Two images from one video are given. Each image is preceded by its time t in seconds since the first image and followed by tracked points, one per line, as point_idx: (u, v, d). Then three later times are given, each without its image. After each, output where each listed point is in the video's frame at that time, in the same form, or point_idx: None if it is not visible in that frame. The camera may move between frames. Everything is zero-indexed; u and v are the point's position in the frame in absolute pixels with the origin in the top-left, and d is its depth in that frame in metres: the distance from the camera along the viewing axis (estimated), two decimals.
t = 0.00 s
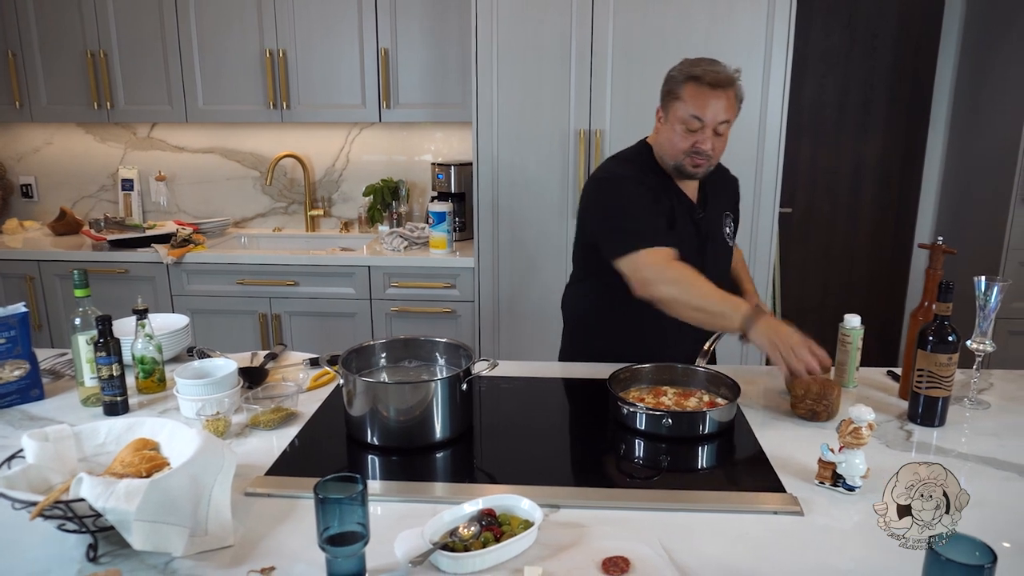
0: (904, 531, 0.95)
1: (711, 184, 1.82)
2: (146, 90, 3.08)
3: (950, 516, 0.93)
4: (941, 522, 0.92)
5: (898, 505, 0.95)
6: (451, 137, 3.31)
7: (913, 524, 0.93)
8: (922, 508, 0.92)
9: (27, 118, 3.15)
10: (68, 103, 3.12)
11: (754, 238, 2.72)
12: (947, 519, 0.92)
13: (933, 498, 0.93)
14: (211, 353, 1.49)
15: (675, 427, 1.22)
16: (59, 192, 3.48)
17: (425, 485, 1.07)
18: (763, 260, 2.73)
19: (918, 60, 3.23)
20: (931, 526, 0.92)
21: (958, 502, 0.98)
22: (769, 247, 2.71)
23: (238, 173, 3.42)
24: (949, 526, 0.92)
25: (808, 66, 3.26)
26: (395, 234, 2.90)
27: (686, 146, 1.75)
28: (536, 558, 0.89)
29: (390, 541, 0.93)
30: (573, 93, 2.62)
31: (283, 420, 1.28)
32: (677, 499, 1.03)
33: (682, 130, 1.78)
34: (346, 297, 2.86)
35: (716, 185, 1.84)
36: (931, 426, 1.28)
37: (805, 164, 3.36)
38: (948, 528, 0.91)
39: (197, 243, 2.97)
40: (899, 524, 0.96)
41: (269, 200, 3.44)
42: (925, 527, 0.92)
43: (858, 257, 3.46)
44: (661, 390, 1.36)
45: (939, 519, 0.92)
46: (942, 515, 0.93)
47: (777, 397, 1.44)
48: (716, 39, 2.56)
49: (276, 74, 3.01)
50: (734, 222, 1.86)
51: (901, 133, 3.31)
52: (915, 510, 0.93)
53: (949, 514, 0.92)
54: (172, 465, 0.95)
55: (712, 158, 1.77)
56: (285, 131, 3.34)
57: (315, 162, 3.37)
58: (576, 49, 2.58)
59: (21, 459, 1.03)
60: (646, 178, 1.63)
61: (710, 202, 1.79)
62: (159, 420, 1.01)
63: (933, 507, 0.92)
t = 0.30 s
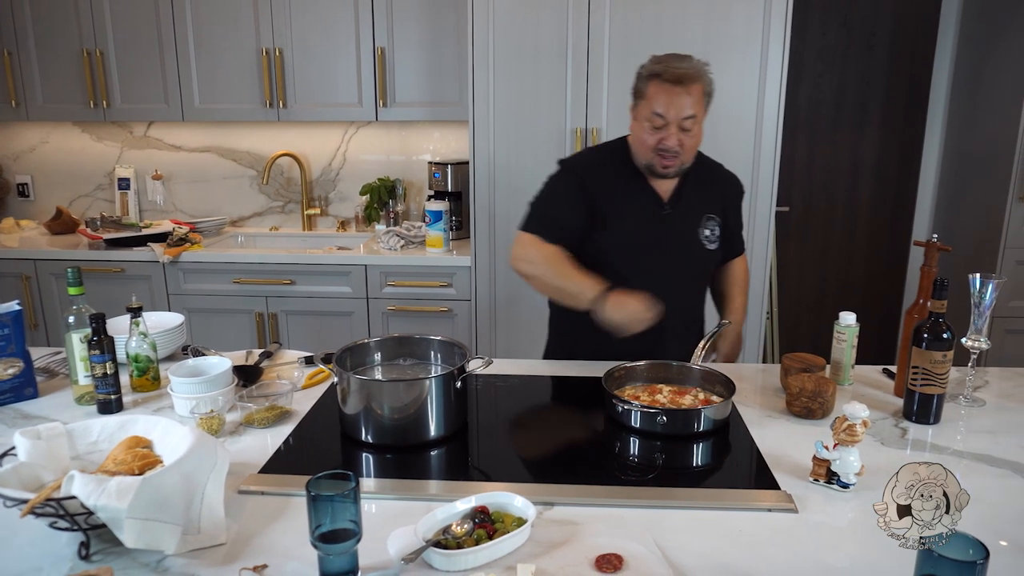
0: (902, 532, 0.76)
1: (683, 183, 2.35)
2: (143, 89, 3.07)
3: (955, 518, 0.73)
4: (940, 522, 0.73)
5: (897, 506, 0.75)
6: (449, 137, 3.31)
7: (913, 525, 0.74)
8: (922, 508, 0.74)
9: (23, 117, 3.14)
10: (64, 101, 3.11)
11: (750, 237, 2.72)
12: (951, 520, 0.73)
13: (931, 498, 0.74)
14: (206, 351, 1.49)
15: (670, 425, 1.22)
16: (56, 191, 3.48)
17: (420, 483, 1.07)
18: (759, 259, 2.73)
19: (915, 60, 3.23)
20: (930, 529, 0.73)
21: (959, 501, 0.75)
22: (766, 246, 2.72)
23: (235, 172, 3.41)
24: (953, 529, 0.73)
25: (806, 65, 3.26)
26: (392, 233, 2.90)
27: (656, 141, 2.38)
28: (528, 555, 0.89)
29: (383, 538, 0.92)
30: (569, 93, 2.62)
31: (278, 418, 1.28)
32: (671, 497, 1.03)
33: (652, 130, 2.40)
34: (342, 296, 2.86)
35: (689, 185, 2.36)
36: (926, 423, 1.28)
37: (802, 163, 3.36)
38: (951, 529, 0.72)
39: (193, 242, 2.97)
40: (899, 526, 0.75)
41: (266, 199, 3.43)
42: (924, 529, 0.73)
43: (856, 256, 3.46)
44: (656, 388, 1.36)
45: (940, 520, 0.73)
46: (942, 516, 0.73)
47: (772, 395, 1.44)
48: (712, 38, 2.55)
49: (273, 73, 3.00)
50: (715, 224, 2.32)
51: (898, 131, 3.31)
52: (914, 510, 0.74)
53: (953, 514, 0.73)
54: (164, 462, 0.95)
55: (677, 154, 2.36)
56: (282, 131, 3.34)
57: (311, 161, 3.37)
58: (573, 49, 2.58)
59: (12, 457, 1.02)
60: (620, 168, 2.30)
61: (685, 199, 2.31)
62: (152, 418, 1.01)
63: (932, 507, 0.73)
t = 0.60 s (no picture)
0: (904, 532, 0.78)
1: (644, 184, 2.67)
2: (137, 90, 3.06)
3: (954, 518, 0.75)
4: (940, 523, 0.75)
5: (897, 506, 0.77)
6: (445, 137, 3.30)
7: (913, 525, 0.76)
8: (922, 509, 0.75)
9: (16, 117, 3.13)
10: (58, 102, 3.10)
11: (746, 238, 2.72)
12: (951, 520, 0.74)
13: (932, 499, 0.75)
14: (200, 354, 1.48)
15: (666, 427, 1.22)
16: (49, 192, 3.46)
17: (416, 486, 1.07)
18: (755, 260, 2.74)
19: (909, 61, 3.25)
20: (930, 529, 0.75)
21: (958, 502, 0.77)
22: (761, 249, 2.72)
23: (229, 172, 3.40)
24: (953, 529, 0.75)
25: (800, 65, 3.27)
26: (387, 234, 2.89)
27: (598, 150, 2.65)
28: (526, 558, 0.88)
29: (378, 543, 0.92)
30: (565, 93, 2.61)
31: (273, 421, 1.27)
32: (667, 499, 1.03)
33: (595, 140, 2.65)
34: (337, 297, 2.85)
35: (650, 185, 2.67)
36: (921, 424, 1.29)
37: (798, 163, 3.37)
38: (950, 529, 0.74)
39: (187, 243, 2.96)
40: (900, 526, 0.78)
41: (260, 199, 3.42)
42: (924, 529, 0.75)
43: (851, 256, 3.47)
44: (652, 389, 1.36)
45: (940, 520, 0.75)
46: (943, 516, 0.75)
47: (768, 396, 1.44)
48: (707, 39, 2.56)
49: (267, 73, 2.99)
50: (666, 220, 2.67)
51: (892, 132, 3.32)
52: (914, 509, 0.76)
53: (953, 514, 0.74)
54: (158, 466, 0.94)
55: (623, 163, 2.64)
56: (276, 131, 3.33)
57: (306, 162, 3.36)
58: (569, 49, 2.58)
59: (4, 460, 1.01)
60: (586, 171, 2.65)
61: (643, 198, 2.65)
62: (146, 422, 1.00)
63: (932, 507, 0.75)
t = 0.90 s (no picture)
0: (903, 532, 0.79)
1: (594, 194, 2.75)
2: (121, 90, 3.03)
3: (953, 519, 0.76)
4: (940, 523, 0.76)
5: (897, 506, 0.77)
6: (432, 137, 3.29)
7: (912, 525, 0.76)
8: (922, 508, 0.75)
9: None
10: (41, 103, 3.06)
11: (733, 239, 2.74)
12: (950, 520, 0.76)
13: (931, 498, 0.76)
14: (188, 358, 1.47)
15: (657, 429, 1.22)
16: (32, 194, 3.42)
17: (408, 491, 1.06)
18: (742, 261, 2.75)
19: (894, 63, 3.28)
20: (930, 529, 0.75)
21: (958, 503, 0.78)
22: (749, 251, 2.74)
23: (215, 174, 3.38)
24: (951, 528, 0.76)
25: (786, 66, 3.29)
26: (375, 236, 2.88)
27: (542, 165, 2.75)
28: (519, 563, 0.88)
29: (371, 548, 0.91)
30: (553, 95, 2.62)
31: (263, 426, 1.26)
32: (660, 501, 1.03)
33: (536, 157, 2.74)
34: (325, 299, 2.83)
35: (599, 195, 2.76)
36: (910, 424, 1.30)
37: (784, 164, 3.39)
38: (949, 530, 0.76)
39: (173, 246, 2.93)
40: (899, 526, 0.77)
41: (247, 202, 3.40)
42: (924, 529, 0.75)
43: (837, 256, 3.50)
44: (643, 392, 1.36)
45: (939, 520, 0.76)
46: (942, 516, 0.76)
47: (759, 397, 1.44)
48: (695, 40, 2.57)
49: (253, 73, 2.97)
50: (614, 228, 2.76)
51: (876, 133, 3.35)
52: (914, 509, 0.76)
53: (952, 515, 0.76)
54: (148, 473, 0.93)
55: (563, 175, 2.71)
56: (263, 132, 3.31)
57: (293, 163, 3.34)
58: (557, 51, 2.58)
59: None
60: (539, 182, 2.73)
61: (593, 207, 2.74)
62: (134, 428, 0.99)
63: (932, 507, 0.75)
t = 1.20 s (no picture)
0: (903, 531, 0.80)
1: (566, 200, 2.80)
2: (111, 91, 3.01)
3: (954, 518, 0.77)
4: (940, 523, 0.77)
5: (898, 506, 0.78)
6: (423, 138, 3.29)
7: (912, 525, 0.77)
8: (922, 508, 0.77)
9: None
10: (30, 103, 3.04)
11: (725, 242, 2.76)
12: (950, 519, 0.77)
13: (931, 498, 0.77)
14: (183, 361, 1.46)
15: (654, 431, 1.22)
16: (21, 195, 3.39)
17: (406, 494, 1.06)
18: (734, 261, 2.76)
19: (883, 65, 3.31)
20: (930, 529, 0.77)
21: (958, 504, 0.78)
22: (741, 253, 2.75)
23: (207, 175, 3.36)
24: (951, 528, 0.77)
25: (776, 67, 3.30)
26: (368, 237, 2.87)
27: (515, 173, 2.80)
28: (520, 565, 0.88)
29: (372, 551, 0.91)
30: (547, 96, 2.62)
31: (259, 429, 1.25)
32: (658, 502, 1.04)
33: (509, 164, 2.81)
34: (318, 301, 2.82)
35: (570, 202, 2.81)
36: (904, 424, 1.31)
37: (774, 165, 3.41)
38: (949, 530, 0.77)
39: (165, 247, 2.92)
40: (899, 526, 0.79)
41: (238, 203, 3.38)
42: (924, 529, 0.77)
43: (827, 257, 3.52)
44: (640, 393, 1.36)
45: (939, 520, 0.77)
46: (942, 516, 0.77)
47: (754, 398, 1.45)
48: (687, 42, 2.58)
49: (245, 74, 2.96)
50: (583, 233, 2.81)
51: (866, 134, 3.38)
52: (914, 509, 0.78)
53: (953, 514, 0.77)
54: (146, 477, 0.93)
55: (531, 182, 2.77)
56: (255, 133, 3.30)
57: (285, 165, 3.33)
58: (550, 54, 2.59)
59: None
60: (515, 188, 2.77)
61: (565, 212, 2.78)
62: (131, 432, 0.98)
63: (932, 507, 0.77)
